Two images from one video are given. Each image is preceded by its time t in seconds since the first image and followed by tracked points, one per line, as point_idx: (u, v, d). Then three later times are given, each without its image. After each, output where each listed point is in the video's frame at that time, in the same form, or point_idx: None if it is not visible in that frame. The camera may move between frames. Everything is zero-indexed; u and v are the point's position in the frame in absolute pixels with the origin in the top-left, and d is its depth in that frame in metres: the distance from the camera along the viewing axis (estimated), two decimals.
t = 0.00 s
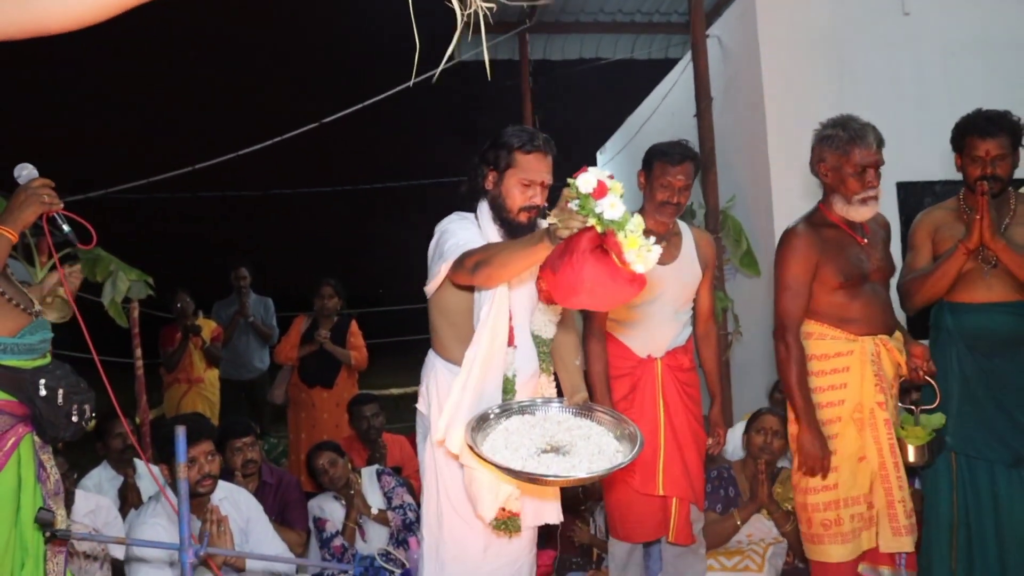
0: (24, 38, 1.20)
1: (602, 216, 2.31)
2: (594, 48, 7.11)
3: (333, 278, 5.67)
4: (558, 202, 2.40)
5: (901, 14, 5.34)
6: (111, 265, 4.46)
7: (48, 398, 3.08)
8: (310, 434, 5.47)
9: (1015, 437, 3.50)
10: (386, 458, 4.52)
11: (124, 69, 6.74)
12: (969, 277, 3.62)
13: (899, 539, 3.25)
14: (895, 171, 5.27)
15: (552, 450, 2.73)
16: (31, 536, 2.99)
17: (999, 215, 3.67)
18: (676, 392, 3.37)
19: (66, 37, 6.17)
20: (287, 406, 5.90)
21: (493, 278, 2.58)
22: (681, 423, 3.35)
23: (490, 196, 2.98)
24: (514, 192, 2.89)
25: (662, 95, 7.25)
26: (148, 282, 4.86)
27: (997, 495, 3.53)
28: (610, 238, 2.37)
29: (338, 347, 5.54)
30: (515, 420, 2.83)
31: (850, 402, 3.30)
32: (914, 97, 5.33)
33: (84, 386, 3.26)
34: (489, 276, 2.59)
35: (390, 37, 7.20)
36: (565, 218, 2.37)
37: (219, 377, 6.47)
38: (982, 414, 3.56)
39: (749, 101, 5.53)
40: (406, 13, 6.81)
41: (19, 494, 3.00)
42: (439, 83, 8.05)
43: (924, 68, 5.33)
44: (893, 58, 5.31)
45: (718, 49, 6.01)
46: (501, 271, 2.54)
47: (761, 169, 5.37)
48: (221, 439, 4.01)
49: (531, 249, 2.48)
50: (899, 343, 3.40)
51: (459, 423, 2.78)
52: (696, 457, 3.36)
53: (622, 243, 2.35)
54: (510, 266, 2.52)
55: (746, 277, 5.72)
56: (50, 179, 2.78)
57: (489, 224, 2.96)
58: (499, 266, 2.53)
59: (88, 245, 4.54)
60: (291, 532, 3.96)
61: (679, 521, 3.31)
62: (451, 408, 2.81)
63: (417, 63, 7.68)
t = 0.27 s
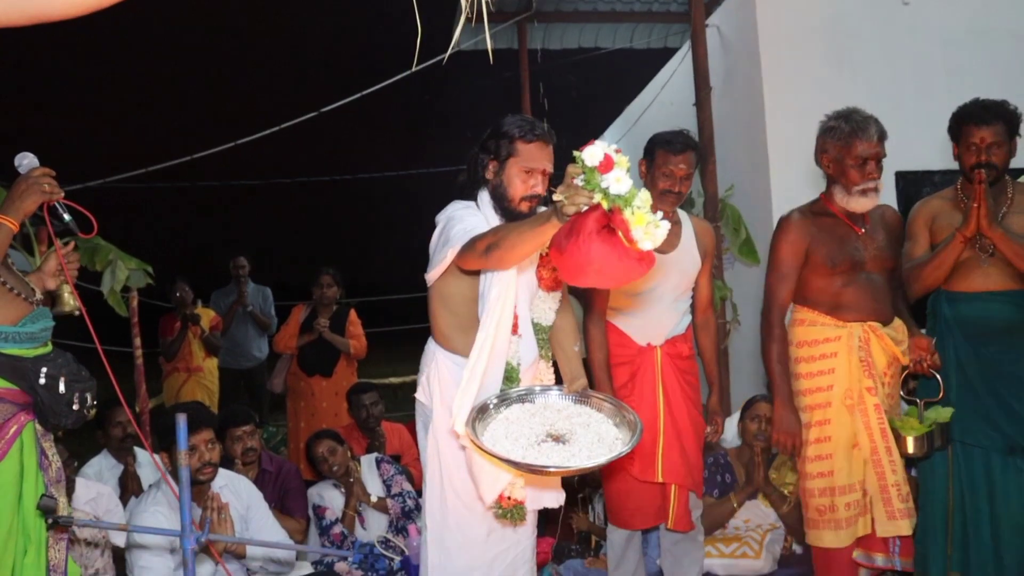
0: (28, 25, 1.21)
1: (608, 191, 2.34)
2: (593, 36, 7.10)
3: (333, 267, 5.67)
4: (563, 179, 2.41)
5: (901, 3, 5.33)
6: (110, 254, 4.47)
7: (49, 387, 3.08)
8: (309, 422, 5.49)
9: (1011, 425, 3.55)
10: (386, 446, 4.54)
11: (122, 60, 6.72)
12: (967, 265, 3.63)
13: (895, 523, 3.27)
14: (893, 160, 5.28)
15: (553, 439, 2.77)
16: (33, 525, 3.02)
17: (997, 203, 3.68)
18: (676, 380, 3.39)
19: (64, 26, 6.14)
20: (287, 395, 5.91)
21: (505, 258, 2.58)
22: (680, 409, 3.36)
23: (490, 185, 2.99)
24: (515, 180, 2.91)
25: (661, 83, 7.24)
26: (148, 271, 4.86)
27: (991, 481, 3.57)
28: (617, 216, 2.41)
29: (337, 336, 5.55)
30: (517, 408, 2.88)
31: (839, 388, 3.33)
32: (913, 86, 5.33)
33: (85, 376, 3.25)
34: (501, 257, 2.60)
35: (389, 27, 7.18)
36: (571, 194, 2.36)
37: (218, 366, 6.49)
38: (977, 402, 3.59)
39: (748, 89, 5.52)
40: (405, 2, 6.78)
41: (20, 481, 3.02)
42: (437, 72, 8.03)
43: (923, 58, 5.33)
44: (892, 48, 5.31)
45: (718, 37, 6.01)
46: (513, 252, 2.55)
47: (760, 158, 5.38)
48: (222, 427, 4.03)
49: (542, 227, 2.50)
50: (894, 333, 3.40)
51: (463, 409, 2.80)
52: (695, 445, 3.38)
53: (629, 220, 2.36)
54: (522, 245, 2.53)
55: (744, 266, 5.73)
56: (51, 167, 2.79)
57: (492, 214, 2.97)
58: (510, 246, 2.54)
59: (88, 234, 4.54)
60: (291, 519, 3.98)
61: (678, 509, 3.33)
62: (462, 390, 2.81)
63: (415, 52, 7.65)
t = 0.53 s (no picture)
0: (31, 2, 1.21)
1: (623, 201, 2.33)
2: (589, 21, 7.08)
3: (329, 253, 5.67)
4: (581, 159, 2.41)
5: None
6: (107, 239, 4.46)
7: (48, 370, 3.11)
8: (306, 407, 5.50)
9: (1004, 409, 3.58)
10: (384, 431, 4.56)
11: (118, 46, 6.69)
12: (961, 249, 3.65)
13: (880, 505, 3.25)
14: (889, 146, 5.29)
15: (553, 418, 2.77)
16: (33, 508, 3.04)
17: (991, 186, 3.69)
18: (672, 364, 3.40)
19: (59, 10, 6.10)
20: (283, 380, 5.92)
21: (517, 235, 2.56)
22: (676, 392, 3.37)
23: (485, 169, 3.00)
24: (512, 164, 2.92)
25: (658, 68, 7.23)
26: (145, 256, 4.86)
27: (984, 464, 3.58)
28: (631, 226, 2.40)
29: (334, 321, 5.56)
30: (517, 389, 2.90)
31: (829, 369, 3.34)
32: (910, 71, 5.33)
33: (83, 358, 3.29)
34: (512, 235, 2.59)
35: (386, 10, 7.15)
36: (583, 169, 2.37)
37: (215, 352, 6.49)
38: (971, 385, 3.63)
39: (744, 74, 5.52)
40: None
41: (20, 465, 3.03)
42: (434, 57, 8.01)
43: (920, 43, 5.33)
44: (889, 32, 5.31)
45: (714, 22, 6.00)
46: (523, 229, 2.52)
47: (757, 143, 5.39)
48: (221, 412, 4.03)
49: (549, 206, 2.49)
50: (887, 317, 3.38)
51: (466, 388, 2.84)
52: (691, 428, 3.39)
53: (643, 231, 2.36)
54: (531, 223, 2.50)
55: (741, 251, 5.75)
56: (48, 152, 2.78)
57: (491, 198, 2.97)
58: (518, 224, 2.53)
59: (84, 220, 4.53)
60: (290, 504, 3.95)
61: (675, 491, 3.33)
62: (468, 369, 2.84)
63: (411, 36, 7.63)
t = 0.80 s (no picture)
0: None
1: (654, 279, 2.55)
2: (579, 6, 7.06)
3: (318, 237, 5.66)
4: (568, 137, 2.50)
5: None
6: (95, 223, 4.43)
7: (36, 353, 3.10)
8: (296, 391, 5.51)
9: (989, 390, 3.61)
10: (373, 414, 4.57)
11: (105, 30, 6.63)
12: (948, 231, 3.67)
13: (853, 483, 3.29)
14: (878, 130, 5.31)
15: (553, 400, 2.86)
16: (23, 490, 3.04)
17: (977, 169, 3.72)
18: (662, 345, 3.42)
19: None
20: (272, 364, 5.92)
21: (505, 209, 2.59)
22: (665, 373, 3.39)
23: (474, 150, 3.00)
24: (501, 146, 2.93)
25: (648, 52, 7.22)
26: (134, 240, 4.84)
27: (968, 445, 3.62)
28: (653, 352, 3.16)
29: (324, 305, 5.55)
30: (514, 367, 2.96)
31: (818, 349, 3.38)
32: (899, 55, 5.35)
33: (72, 341, 3.27)
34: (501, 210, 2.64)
35: None
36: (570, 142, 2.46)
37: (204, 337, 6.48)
38: (957, 367, 3.66)
39: (734, 58, 5.53)
40: None
41: (9, 445, 3.05)
42: (423, 41, 7.97)
43: (909, 27, 5.35)
44: (878, 17, 5.32)
45: (704, 6, 5.99)
46: (513, 200, 2.55)
47: (746, 127, 5.40)
48: (211, 394, 4.02)
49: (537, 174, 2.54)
50: (874, 297, 3.39)
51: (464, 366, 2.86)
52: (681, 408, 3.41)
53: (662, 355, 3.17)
54: (521, 193, 2.55)
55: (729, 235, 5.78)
56: (36, 133, 2.77)
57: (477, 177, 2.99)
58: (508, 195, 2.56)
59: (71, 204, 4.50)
60: (280, 486, 4.02)
61: (663, 472, 3.35)
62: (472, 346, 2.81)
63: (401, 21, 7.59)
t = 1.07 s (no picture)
0: None
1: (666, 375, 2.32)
2: None
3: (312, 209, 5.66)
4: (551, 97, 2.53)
5: None
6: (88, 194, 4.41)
7: (31, 321, 3.11)
8: (291, 362, 5.53)
9: (979, 360, 3.65)
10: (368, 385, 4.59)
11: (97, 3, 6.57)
12: (941, 204, 3.69)
13: (837, 452, 3.33)
14: (873, 105, 5.31)
15: (547, 364, 2.86)
16: (19, 456, 3.05)
17: (971, 142, 3.73)
18: (654, 312, 3.46)
19: None
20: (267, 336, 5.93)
21: (487, 175, 2.65)
22: (658, 342, 3.42)
23: (465, 118, 3.00)
24: (491, 113, 2.93)
25: (643, 26, 7.19)
26: (127, 213, 4.82)
27: (959, 415, 3.66)
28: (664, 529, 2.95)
29: (317, 277, 5.55)
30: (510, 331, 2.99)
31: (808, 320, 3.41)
32: (895, 30, 5.34)
33: (67, 309, 3.28)
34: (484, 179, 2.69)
35: None
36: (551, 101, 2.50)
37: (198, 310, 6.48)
38: (949, 338, 3.69)
39: (729, 32, 5.51)
40: None
41: (5, 412, 3.05)
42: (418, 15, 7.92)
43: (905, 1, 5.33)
44: None
45: None
46: (500, 159, 2.60)
47: (741, 102, 5.40)
48: (207, 364, 4.03)
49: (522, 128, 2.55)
50: (866, 266, 3.40)
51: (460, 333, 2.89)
52: (673, 377, 3.44)
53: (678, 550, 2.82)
54: (507, 153, 2.59)
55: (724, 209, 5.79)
56: (28, 101, 2.75)
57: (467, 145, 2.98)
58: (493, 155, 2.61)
59: (64, 176, 4.47)
60: (274, 455, 4.07)
61: (656, 440, 3.41)
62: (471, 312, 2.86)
63: None
